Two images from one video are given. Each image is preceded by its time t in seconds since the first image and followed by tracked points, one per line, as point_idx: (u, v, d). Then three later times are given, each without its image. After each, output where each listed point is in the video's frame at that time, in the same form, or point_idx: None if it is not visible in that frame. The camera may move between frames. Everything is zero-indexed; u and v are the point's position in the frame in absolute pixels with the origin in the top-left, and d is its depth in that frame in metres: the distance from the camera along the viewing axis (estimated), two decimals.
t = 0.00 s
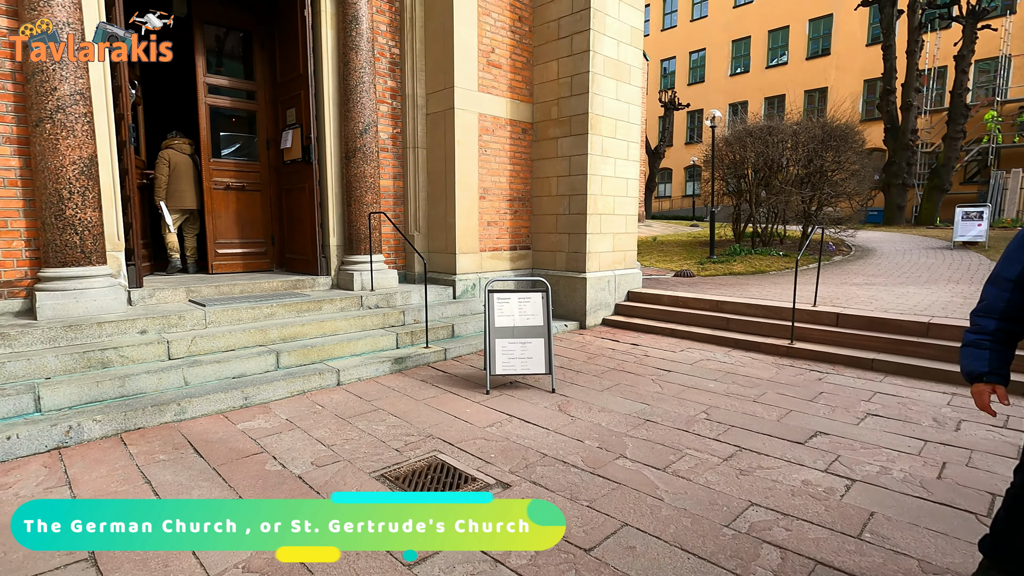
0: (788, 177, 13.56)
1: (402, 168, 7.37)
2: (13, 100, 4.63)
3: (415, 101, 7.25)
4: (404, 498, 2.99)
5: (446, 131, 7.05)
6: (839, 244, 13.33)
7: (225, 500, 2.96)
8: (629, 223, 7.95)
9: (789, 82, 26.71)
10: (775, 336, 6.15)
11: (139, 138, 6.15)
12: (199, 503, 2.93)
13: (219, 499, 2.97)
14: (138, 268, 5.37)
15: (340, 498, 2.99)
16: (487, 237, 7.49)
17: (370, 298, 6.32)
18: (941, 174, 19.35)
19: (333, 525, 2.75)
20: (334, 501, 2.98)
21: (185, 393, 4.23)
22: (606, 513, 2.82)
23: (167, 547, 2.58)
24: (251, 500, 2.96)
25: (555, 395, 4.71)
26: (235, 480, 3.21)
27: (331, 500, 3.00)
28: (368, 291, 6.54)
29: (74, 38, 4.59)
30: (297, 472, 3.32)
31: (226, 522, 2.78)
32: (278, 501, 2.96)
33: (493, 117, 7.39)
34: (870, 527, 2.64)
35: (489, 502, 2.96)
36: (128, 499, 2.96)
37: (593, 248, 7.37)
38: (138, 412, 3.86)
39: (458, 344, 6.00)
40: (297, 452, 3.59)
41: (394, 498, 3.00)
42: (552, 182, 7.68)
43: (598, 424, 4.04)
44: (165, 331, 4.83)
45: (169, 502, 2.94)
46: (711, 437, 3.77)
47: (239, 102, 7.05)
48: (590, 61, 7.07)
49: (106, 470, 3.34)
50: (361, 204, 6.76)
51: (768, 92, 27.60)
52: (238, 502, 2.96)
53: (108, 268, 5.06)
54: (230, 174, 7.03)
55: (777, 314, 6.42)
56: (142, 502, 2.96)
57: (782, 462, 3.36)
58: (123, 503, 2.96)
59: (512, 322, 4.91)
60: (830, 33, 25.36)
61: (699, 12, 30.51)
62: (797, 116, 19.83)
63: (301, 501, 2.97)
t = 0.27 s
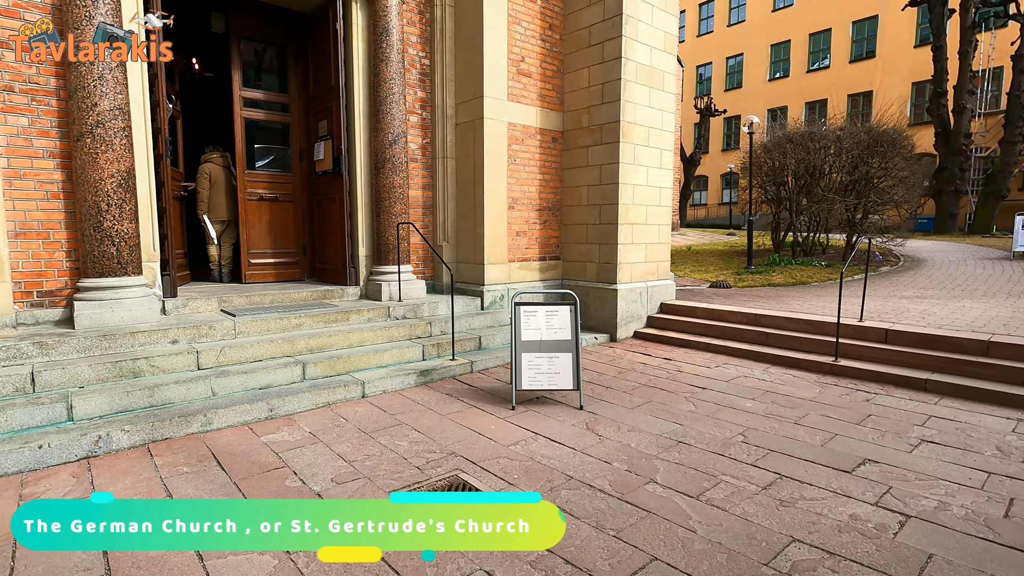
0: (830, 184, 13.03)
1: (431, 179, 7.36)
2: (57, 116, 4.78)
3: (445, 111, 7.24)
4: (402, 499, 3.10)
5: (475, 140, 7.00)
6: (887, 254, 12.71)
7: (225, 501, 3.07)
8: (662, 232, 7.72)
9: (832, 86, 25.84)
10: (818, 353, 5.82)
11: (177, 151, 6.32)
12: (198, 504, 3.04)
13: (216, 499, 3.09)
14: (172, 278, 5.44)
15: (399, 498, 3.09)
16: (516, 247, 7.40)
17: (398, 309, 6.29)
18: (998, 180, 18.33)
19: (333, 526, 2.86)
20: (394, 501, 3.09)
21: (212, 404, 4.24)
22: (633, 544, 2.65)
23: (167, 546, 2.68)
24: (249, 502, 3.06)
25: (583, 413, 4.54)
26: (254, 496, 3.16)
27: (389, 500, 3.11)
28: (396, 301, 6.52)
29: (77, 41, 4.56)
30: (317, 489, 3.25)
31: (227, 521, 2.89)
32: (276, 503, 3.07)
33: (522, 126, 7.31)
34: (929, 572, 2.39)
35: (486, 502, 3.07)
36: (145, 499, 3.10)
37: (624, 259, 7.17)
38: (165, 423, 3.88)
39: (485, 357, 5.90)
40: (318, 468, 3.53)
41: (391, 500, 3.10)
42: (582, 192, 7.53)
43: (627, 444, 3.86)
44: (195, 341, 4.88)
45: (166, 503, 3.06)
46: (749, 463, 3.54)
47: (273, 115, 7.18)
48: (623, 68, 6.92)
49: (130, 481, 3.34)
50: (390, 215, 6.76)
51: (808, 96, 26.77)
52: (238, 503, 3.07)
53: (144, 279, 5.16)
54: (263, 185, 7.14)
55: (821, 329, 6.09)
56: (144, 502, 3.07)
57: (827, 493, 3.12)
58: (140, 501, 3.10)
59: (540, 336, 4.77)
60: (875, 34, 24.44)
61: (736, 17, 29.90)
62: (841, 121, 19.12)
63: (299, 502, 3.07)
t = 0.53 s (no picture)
0: (868, 190, 12.57)
1: (456, 186, 7.32)
2: (91, 127, 4.88)
3: (470, 119, 7.21)
4: (401, 502, 3.18)
5: (500, 148, 6.94)
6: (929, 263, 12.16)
7: (241, 514, 3.03)
8: (691, 241, 7.52)
9: (868, 89, 25.07)
10: (859, 367, 5.53)
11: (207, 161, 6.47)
12: (207, 511, 3.07)
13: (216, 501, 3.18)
14: (200, 285, 5.53)
15: (466, 498, 3.21)
16: (541, 255, 7.29)
17: (421, 317, 6.24)
18: None
19: (334, 525, 2.93)
20: (461, 501, 3.20)
21: (235, 413, 4.23)
22: (662, 573, 2.50)
23: (167, 546, 2.76)
24: (247, 503, 3.15)
25: (609, 427, 4.39)
26: (272, 510, 3.10)
27: (456, 499, 3.22)
28: (420, 310, 6.47)
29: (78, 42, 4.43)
30: (335, 504, 3.18)
31: (224, 522, 2.96)
32: (276, 504, 3.15)
33: (548, 133, 7.23)
34: None
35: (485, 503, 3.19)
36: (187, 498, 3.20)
37: (652, 267, 6.99)
38: (188, 431, 3.88)
39: (508, 367, 5.80)
40: (337, 481, 3.47)
41: (389, 502, 3.19)
42: (609, 199, 7.39)
43: (655, 463, 3.70)
44: (220, 349, 4.90)
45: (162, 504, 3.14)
46: (786, 485, 3.34)
47: (301, 124, 7.25)
48: (651, 73, 6.76)
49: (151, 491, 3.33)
50: (414, 223, 6.73)
51: (843, 100, 26.02)
52: (247, 510, 3.09)
53: (172, 286, 5.22)
54: (290, 194, 7.20)
55: (861, 342, 5.79)
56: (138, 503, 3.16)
57: (873, 522, 2.90)
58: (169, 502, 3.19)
59: (564, 347, 4.64)
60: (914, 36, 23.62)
61: (768, 21, 29.34)
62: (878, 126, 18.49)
63: (298, 503, 3.16)
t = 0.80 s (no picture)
0: (915, 198, 12.01)
1: (486, 195, 7.24)
2: (130, 139, 4.98)
3: (500, 128, 7.14)
4: (400, 503, 3.27)
5: (531, 156, 6.84)
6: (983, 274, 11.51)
7: (265, 530, 2.95)
8: (728, 250, 7.26)
9: (912, 94, 24.14)
10: (913, 386, 5.19)
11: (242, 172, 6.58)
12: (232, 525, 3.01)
13: (216, 501, 3.28)
14: (231, 295, 5.49)
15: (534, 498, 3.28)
16: (572, 265, 7.14)
17: (450, 328, 6.15)
18: None
19: (334, 525, 3.02)
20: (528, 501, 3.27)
21: (262, 423, 4.19)
22: None
23: (168, 545, 2.83)
24: (248, 504, 3.23)
25: (644, 446, 4.19)
26: (297, 526, 3.02)
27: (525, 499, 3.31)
28: (448, 320, 6.39)
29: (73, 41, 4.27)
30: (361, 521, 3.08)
31: (226, 520, 3.07)
32: (277, 504, 3.25)
33: (580, 141, 7.10)
34: None
35: (483, 504, 3.29)
36: (245, 497, 3.30)
37: (687, 278, 6.76)
38: (215, 442, 3.85)
39: (539, 380, 5.64)
40: (363, 497, 3.37)
41: (388, 503, 3.28)
42: (643, 208, 7.20)
43: (695, 485, 3.49)
44: (250, 358, 4.90)
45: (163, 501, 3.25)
46: (838, 514, 3.09)
47: (333, 135, 7.30)
48: (686, 78, 6.57)
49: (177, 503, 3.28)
50: (443, 232, 6.67)
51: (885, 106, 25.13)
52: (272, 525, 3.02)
53: (204, 295, 5.27)
54: (322, 204, 7.25)
55: (915, 358, 5.44)
56: (137, 503, 3.22)
57: (941, 559, 2.64)
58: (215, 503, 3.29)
59: (597, 361, 4.46)
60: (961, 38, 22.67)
61: (804, 26, 28.66)
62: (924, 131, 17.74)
63: (299, 504, 3.25)
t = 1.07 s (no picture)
0: (956, 206, 11.54)
1: (510, 206, 7.19)
2: (161, 152, 5.07)
3: (525, 138, 7.10)
4: (400, 504, 3.40)
5: (556, 166, 6.76)
6: None
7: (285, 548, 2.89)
8: (759, 261, 7.04)
9: (949, 99, 23.32)
10: (961, 405, 4.90)
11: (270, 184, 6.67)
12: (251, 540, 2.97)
13: (231, 509, 3.33)
14: (258, 305, 5.53)
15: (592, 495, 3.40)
16: (597, 276, 7.02)
17: (474, 340, 6.08)
18: None
19: (333, 525, 3.12)
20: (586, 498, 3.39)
21: (285, 436, 4.17)
22: None
23: (168, 545, 2.94)
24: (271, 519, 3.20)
25: (673, 465, 4.03)
26: (316, 544, 2.96)
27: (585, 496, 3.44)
28: (472, 332, 6.33)
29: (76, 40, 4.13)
30: (381, 540, 3.00)
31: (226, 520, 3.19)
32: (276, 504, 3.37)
33: (606, 151, 7.00)
34: None
35: (481, 505, 3.39)
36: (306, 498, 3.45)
37: (717, 290, 6.57)
38: (239, 454, 3.84)
39: (564, 395, 5.52)
40: (383, 514, 3.30)
41: (388, 505, 3.39)
42: (670, 218, 7.04)
43: (728, 509, 3.32)
44: (275, 369, 4.90)
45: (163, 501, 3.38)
46: (886, 545, 2.89)
47: (359, 147, 7.36)
48: (715, 85, 6.43)
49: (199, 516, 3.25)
50: (467, 243, 6.63)
51: (921, 112, 24.37)
52: (292, 543, 2.96)
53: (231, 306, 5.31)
54: (347, 215, 7.30)
55: (962, 376, 5.15)
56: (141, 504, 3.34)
57: None
58: (253, 509, 3.34)
59: (624, 376, 4.33)
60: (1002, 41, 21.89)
61: (835, 32, 28.08)
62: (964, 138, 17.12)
63: (298, 505, 3.37)
